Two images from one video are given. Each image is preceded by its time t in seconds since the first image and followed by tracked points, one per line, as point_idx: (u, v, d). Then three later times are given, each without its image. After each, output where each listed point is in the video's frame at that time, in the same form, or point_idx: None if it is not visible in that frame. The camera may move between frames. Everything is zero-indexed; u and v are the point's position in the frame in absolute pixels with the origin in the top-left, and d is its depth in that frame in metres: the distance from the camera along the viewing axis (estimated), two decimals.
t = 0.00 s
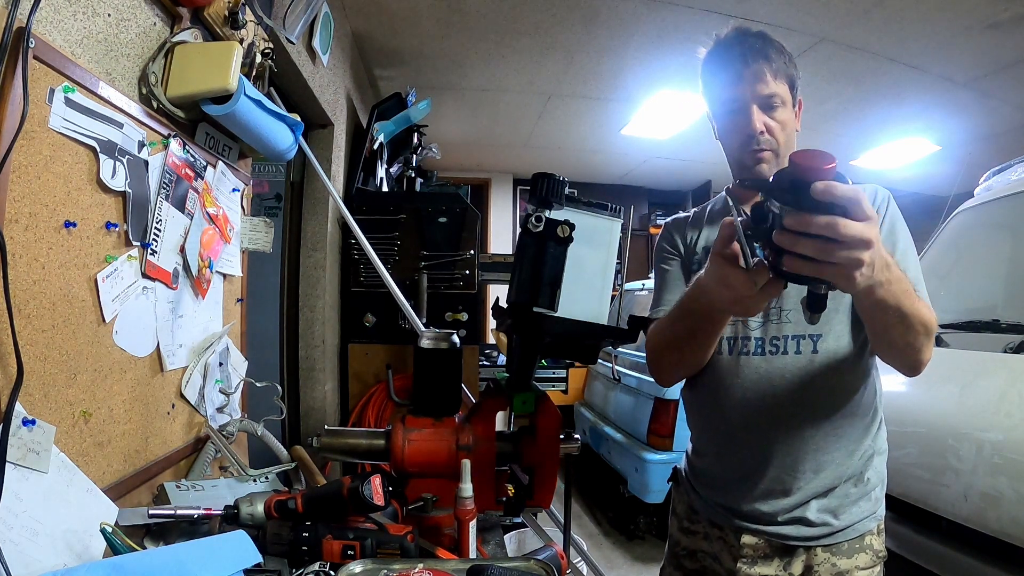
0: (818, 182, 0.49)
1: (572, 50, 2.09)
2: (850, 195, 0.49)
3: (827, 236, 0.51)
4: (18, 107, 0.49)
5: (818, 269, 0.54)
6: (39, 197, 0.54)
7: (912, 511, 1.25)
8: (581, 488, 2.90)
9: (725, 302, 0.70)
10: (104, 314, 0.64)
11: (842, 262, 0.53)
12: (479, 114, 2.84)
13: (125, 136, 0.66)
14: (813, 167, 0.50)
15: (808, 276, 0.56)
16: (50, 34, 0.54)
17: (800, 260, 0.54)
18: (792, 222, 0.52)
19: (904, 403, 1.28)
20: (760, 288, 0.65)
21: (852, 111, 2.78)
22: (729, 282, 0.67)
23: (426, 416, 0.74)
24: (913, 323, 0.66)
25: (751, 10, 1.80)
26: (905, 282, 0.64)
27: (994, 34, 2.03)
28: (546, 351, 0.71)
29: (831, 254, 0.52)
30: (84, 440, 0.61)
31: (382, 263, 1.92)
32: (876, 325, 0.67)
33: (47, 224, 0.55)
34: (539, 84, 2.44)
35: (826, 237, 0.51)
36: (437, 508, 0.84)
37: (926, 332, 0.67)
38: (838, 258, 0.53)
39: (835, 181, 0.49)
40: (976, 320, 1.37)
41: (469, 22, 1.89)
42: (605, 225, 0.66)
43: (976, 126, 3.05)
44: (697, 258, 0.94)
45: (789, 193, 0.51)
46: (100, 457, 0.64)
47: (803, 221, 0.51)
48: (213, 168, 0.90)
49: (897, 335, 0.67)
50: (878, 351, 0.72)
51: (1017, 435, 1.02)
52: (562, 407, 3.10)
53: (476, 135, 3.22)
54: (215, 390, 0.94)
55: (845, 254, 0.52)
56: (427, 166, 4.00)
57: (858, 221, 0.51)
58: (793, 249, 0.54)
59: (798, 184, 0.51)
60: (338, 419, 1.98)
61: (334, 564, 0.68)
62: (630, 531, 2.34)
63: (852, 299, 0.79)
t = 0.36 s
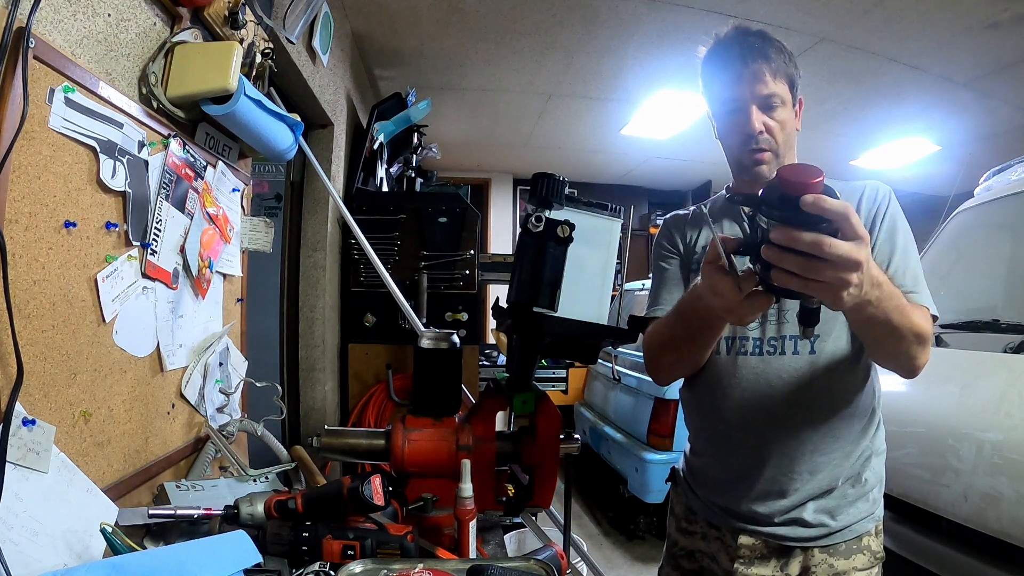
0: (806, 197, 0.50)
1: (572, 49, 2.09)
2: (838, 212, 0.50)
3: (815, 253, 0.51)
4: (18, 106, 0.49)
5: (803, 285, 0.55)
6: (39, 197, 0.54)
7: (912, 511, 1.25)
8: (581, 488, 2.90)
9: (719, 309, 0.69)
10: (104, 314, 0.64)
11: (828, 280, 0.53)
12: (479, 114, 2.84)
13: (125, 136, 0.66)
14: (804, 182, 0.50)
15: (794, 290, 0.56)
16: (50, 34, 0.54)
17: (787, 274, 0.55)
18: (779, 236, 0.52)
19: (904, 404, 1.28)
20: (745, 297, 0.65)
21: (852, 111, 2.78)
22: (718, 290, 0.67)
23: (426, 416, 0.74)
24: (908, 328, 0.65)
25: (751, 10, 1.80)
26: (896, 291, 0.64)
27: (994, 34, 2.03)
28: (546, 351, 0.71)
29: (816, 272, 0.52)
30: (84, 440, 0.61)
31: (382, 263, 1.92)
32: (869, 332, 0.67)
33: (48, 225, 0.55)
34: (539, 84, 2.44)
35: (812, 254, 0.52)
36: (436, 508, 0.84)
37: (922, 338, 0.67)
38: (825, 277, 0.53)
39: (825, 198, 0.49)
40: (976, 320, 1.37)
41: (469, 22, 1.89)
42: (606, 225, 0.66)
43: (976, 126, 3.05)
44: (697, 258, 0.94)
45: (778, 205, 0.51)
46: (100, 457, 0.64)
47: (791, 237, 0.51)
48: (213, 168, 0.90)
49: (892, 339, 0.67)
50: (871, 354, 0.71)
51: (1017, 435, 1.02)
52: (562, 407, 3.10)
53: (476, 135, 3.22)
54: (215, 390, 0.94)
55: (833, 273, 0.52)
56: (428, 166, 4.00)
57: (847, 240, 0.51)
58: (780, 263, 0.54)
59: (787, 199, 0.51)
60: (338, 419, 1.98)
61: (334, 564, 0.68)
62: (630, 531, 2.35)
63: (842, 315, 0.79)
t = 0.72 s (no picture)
0: (808, 188, 0.50)
1: (572, 50, 2.09)
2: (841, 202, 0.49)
3: (818, 245, 0.51)
4: (18, 106, 0.49)
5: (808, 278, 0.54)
6: (39, 197, 0.54)
7: (912, 511, 1.25)
8: (581, 488, 2.90)
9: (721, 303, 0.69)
10: (104, 314, 0.64)
11: (831, 273, 0.53)
12: (478, 114, 2.84)
13: (125, 136, 0.66)
14: (806, 174, 0.50)
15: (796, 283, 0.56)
16: (50, 34, 0.54)
17: (790, 267, 0.54)
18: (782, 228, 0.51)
19: (904, 404, 1.28)
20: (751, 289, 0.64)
21: (851, 111, 2.78)
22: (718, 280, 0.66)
23: (426, 416, 0.74)
24: (907, 326, 0.66)
25: (751, 10, 1.80)
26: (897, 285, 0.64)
27: (994, 34, 2.03)
28: (546, 351, 0.71)
29: (819, 264, 0.52)
30: (85, 440, 0.61)
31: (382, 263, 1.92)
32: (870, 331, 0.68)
33: (48, 224, 0.55)
34: (539, 84, 2.44)
35: (816, 246, 0.51)
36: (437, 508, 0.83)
37: (921, 337, 0.67)
38: (827, 269, 0.53)
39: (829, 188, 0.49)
40: (976, 320, 1.37)
41: (468, 22, 1.89)
42: (606, 225, 0.66)
43: (976, 126, 3.05)
44: (696, 259, 0.94)
45: (783, 196, 0.51)
46: (100, 457, 0.64)
47: (794, 227, 0.51)
48: (214, 168, 0.90)
49: (890, 338, 0.67)
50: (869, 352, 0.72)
51: (1017, 435, 1.02)
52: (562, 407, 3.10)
53: (476, 135, 3.22)
54: (215, 390, 0.94)
55: (835, 266, 0.52)
56: (428, 166, 4.00)
57: (849, 232, 0.51)
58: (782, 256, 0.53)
59: (792, 190, 0.51)
60: (338, 419, 1.98)
61: (334, 563, 0.68)
62: (630, 530, 2.35)
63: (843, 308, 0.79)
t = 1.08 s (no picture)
0: (802, 153, 0.51)
1: (572, 50, 2.09)
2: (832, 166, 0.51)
3: (813, 208, 0.52)
4: (18, 106, 0.49)
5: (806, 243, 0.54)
6: (39, 197, 0.54)
7: (912, 511, 1.25)
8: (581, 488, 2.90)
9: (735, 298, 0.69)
10: (104, 314, 0.64)
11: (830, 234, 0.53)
12: (478, 114, 2.84)
13: (125, 136, 0.66)
14: (801, 140, 0.51)
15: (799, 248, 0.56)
16: (50, 34, 0.54)
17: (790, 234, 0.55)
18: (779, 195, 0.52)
19: (904, 404, 1.28)
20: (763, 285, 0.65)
21: (851, 111, 2.78)
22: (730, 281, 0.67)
23: (426, 416, 0.74)
24: (911, 316, 0.67)
25: (751, 10, 1.80)
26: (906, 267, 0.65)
27: (994, 34, 2.03)
28: (546, 351, 0.70)
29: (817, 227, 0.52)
30: (85, 440, 0.61)
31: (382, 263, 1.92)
32: (878, 320, 0.68)
33: (48, 225, 0.55)
34: (539, 84, 2.44)
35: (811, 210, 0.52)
36: (437, 508, 0.81)
37: (926, 323, 0.68)
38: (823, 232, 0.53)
39: (820, 151, 0.50)
40: (976, 320, 1.37)
41: (468, 22, 1.89)
42: (606, 225, 0.66)
43: (976, 126, 3.06)
44: (699, 258, 0.94)
45: (776, 163, 0.52)
46: (100, 457, 0.64)
47: (789, 192, 0.51)
48: (214, 168, 0.90)
49: (896, 326, 0.68)
50: (876, 342, 0.72)
51: (1017, 435, 1.02)
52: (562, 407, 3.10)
53: (476, 135, 3.22)
54: (215, 390, 0.94)
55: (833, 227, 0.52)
56: (428, 166, 4.00)
57: (844, 193, 0.52)
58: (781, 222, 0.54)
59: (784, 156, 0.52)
60: (338, 419, 1.98)
61: (334, 564, 0.68)
62: (630, 530, 2.35)
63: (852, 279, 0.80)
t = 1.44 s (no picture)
0: (792, 169, 0.51)
1: (572, 50, 2.09)
2: (823, 178, 0.50)
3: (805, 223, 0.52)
4: (18, 107, 0.49)
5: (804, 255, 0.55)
6: (39, 197, 0.54)
7: (912, 511, 1.25)
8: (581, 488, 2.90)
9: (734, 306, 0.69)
10: (104, 314, 0.64)
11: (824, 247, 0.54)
12: (478, 114, 2.84)
13: (125, 136, 0.66)
14: (792, 155, 0.51)
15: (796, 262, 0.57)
16: (50, 34, 0.54)
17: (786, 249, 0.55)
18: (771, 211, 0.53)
19: (904, 403, 1.29)
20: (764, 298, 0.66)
21: (851, 111, 2.77)
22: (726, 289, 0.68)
23: (426, 416, 0.74)
24: (911, 316, 0.67)
25: (751, 10, 1.80)
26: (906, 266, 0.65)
27: (994, 34, 2.03)
28: (546, 351, 0.70)
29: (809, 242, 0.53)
30: (84, 441, 0.61)
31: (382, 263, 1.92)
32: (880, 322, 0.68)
33: (48, 225, 0.55)
34: (539, 84, 2.44)
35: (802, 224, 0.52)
36: (437, 508, 0.81)
37: (926, 324, 0.69)
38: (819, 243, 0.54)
39: (811, 166, 0.50)
40: (976, 320, 1.37)
41: (468, 21, 1.89)
42: (606, 225, 0.66)
43: (976, 126, 3.06)
44: (700, 259, 0.94)
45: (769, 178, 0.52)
46: (100, 456, 0.64)
47: (780, 210, 0.52)
48: (214, 168, 0.90)
49: (897, 326, 0.68)
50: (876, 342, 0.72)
51: (1017, 435, 1.02)
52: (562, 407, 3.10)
53: (476, 135, 3.22)
54: (215, 390, 0.94)
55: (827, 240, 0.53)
56: (428, 166, 4.00)
57: (836, 206, 0.52)
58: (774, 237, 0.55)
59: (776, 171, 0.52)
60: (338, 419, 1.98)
61: (334, 564, 0.68)
62: (630, 530, 2.35)
63: (854, 282, 0.80)
